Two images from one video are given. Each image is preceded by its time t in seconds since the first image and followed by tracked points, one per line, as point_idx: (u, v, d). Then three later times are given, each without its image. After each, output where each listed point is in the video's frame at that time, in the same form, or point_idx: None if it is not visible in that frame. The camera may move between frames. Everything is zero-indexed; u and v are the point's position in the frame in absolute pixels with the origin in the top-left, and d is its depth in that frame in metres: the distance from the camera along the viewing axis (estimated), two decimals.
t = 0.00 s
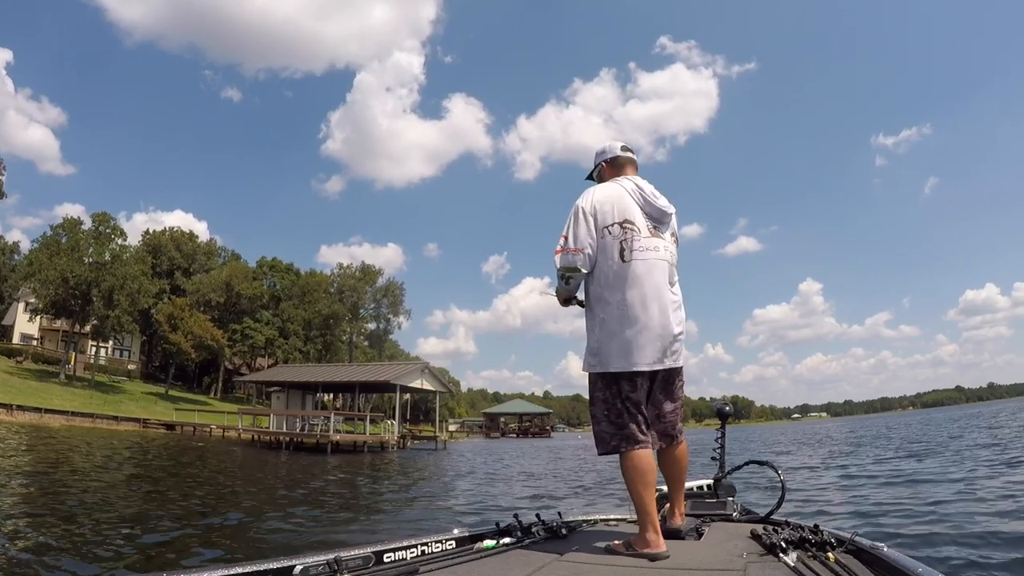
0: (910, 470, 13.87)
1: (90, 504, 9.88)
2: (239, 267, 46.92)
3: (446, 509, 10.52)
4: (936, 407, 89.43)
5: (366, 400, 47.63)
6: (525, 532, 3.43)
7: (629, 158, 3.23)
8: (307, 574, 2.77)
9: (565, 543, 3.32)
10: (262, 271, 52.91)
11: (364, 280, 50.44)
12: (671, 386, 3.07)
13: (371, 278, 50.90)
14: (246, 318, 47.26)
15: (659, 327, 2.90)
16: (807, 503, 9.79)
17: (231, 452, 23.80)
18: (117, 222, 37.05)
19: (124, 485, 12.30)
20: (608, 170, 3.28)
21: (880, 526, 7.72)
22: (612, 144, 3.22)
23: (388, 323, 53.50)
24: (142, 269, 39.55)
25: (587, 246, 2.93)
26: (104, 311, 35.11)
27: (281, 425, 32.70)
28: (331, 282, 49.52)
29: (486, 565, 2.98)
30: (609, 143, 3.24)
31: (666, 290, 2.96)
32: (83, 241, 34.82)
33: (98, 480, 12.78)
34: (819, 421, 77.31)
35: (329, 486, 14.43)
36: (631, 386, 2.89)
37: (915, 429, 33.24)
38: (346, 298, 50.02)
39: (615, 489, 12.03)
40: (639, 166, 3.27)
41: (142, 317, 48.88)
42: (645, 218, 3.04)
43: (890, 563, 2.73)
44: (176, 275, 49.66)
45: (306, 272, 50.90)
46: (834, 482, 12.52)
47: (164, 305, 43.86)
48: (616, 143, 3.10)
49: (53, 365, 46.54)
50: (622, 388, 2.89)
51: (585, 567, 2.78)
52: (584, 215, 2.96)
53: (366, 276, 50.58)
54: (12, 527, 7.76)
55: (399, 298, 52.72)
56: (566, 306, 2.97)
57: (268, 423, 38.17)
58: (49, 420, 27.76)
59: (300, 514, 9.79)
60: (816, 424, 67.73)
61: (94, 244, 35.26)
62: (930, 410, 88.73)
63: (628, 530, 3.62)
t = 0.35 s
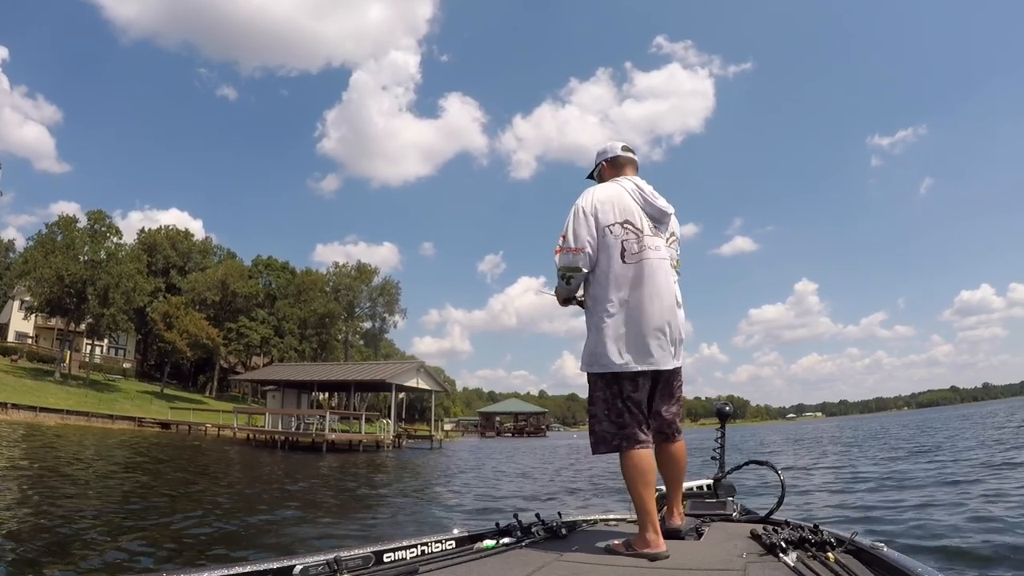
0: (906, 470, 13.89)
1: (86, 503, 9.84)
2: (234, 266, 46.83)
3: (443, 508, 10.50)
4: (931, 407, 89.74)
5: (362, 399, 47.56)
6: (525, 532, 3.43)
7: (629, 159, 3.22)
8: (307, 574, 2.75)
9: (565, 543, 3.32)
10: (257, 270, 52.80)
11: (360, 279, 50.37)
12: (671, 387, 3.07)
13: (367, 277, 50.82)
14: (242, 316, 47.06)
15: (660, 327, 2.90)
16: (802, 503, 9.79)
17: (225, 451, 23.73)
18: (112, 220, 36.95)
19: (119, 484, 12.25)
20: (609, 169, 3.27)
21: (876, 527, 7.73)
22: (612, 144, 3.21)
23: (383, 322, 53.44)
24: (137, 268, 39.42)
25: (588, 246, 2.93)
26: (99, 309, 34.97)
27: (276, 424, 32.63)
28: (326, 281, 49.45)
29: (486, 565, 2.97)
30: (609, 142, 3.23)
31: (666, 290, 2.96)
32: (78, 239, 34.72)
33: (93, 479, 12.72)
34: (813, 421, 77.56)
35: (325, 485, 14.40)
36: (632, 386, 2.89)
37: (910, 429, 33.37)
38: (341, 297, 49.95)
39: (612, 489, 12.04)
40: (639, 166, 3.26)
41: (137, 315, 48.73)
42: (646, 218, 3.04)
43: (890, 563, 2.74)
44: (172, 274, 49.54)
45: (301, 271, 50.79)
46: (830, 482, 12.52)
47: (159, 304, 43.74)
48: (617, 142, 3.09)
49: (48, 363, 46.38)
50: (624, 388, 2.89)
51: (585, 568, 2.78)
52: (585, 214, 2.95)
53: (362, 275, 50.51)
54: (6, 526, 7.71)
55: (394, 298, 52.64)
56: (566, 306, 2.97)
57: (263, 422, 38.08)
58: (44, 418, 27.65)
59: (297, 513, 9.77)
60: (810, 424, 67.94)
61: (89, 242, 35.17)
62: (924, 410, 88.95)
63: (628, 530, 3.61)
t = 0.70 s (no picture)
0: (902, 471, 13.92)
1: (82, 503, 9.82)
2: (230, 266, 46.76)
3: (439, 509, 10.50)
4: (926, 408, 90.01)
5: (358, 400, 47.49)
6: (525, 532, 3.42)
7: (631, 159, 3.23)
8: (307, 574, 2.75)
9: (565, 542, 3.32)
10: (253, 271, 52.73)
11: (356, 280, 50.32)
12: (672, 386, 3.07)
13: (363, 277, 50.76)
14: (237, 316, 46.98)
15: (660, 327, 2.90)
16: (799, 504, 9.80)
17: (221, 452, 23.67)
18: (108, 220, 36.92)
19: (115, 484, 12.23)
20: (610, 170, 3.28)
21: (873, 527, 7.75)
22: (615, 144, 3.21)
23: (379, 323, 53.35)
24: (133, 268, 39.35)
25: (590, 246, 2.92)
26: (94, 309, 34.85)
27: (272, 425, 32.57)
28: (323, 281, 49.42)
29: (485, 565, 2.97)
30: (612, 143, 3.23)
31: (667, 290, 2.96)
32: (74, 239, 34.67)
33: (89, 479, 12.69)
34: (807, 423, 77.76)
35: (320, 486, 14.38)
36: (633, 385, 2.89)
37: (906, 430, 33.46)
38: (338, 298, 49.90)
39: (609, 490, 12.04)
40: (641, 166, 3.26)
41: (133, 315, 48.63)
42: (647, 218, 3.03)
43: (889, 562, 2.74)
44: (168, 274, 49.48)
45: (298, 272, 50.71)
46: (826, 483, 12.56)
47: (155, 304, 43.66)
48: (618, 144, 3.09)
49: (43, 364, 46.25)
50: (624, 387, 2.89)
51: (584, 567, 2.78)
52: (586, 214, 2.95)
53: (358, 275, 50.46)
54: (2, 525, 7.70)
55: (391, 298, 52.54)
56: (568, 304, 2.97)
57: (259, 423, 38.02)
58: (39, 418, 27.58)
59: (293, 514, 9.75)
60: (805, 425, 68.13)
61: (85, 242, 35.16)
62: (920, 411, 89.04)
63: (627, 530, 3.62)
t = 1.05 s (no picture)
0: (899, 472, 13.93)
1: (78, 504, 9.80)
2: (227, 267, 46.69)
3: (437, 510, 10.48)
4: (923, 409, 90.21)
5: (354, 401, 47.41)
6: (525, 532, 3.42)
7: (633, 159, 3.22)
8: (307, 574, 2.74)
9: (565, 543, 3.31)
10: (249, 271, 52.64)
11: (353, 281, 50.25)
12: (672, 386, 3.06)
13: (359, 278, 50.69)
14: (234, 317, 46.89)
15: (661, 326, 2.89)
16: (797, 505, 9.81)
17: (218, 453, 23.61)
18: (104, 221, 36.82)
19: (113, 486, 12.21)
20: (612, 170, 3.28)
21: (871, 528, 7.77)
22: (616, 144, 3.22)
23: (376, 324, 53.26)
24: (129, 269, 39.26)
25: (591, 245, 2.92)
26: (91, 310, 34.75)
27: (269, 426, 32.50)
28: (319, 282, 49.35)
29: (485, 565, 2.97)
30: (614, 143, 3.23)
31: (668, 289, 2.95)
32: (70, 240, 34.56)
33: (85, 481, 12.67)
34: (804, 425, 77.89)
35: (318, 487, 14.37)
36: (634, 386, 2.88)
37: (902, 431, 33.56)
38: (334, 298, 49.87)
39: (607, 491, 12.05)
40: (643, 166, 3.26)
41: (130, 316, 48.51)
42: (648, 218, 3.03)
43: (888, 562, 2.74)
44: (164, 274, 49.37)
45: (294, 272, 50.61)
46: (823, 484, 12.58)
47: (151, 305, 43.56)
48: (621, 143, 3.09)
49: (39, 364, 46.14)
50: (625, 388, 2.88)
51: (584, 567, 2.77)
52: (587, 213, 2.95)
53: (354, 276, 50.40)
54: None
55: (387, 299, 52.39)
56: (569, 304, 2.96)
57: (256, 424, 37.94)
58: (35, 420, 27.52)
59: (291, 515, 9.74)
60: (801, 426, 68.25)
61: (81, 243, 35.05)
62: (917, 412, 89.11)
63: (627, 530, 3.62)
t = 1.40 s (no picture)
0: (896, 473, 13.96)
1: (76, 504, 9.78)
2: (224, 266, 46.62)
3: (435, 510, 10.48)
4: (919, 409, 90.32)
5: (351, 401, 47.34)
6: (525, 532, 3.42)
7: (637, 159, 3.22)
8: (306, 574, 2.73)
9: (565, 543, 3.31)
10: (246, 271, 52.54)
11: (349, 280, 50.21)
12: (673, 388, 3.05)
13: (356, 278, 50.64)
14: (230, 316, 46.81)
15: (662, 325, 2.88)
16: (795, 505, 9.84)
17: (214, 453, 23.56)
18: (101, 220, 36.70)
19: (110, 485, 12.18)
20: (616, 169, 3.28)
21: (868, 528, 7.79)
22: (619, 143, 3.21)
23: (373, 324, 53.21)
24: (126, 268, 39.15)
25: (591, 243, 2.92)
26: (87, 309, 34.63)
27: (265, 426, 32.43)
28: (316, 282, 49.30)
29: (485, 565, 2.96)
30: (617, 142, 3.23)
31: (669, 289, 2.96)
32: (67, 239, 34.44)
33: (82, 480, 12.65)
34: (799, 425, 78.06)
35: (315, 487, 14.36)
36: (633, 387, 2.88)
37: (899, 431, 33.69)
38: (331, 298, 49.81)
39: (605, 491, 12.05)
40: (646, 166, 3.26)
41: (126, 315, 48.39)
42: (648, 217, 3.03)
43: (888, 562, 2.75)
44: (161, 274, 49.26)
45: (291, 272, 50.52)
46: (820, 484, 12.59)
47: (148, 304, 43.46)
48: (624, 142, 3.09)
49: (35, 364, 46.01)
50: (624, 388, 2.88)
51: (584, 567, 2.77)
52: (588, 211, 2.95)
53: (351, 276, 50.35)
54: None
55: (384, 299, 52.30)
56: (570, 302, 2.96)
57: (252, 423, 37.86)
58: (31, 419, 27.45)
59: (289, 515, 9.74)
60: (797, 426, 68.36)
61: (78, 242, 34.94)
62: (913, 413, 89.20)
63: (627, 530, 3.62)
